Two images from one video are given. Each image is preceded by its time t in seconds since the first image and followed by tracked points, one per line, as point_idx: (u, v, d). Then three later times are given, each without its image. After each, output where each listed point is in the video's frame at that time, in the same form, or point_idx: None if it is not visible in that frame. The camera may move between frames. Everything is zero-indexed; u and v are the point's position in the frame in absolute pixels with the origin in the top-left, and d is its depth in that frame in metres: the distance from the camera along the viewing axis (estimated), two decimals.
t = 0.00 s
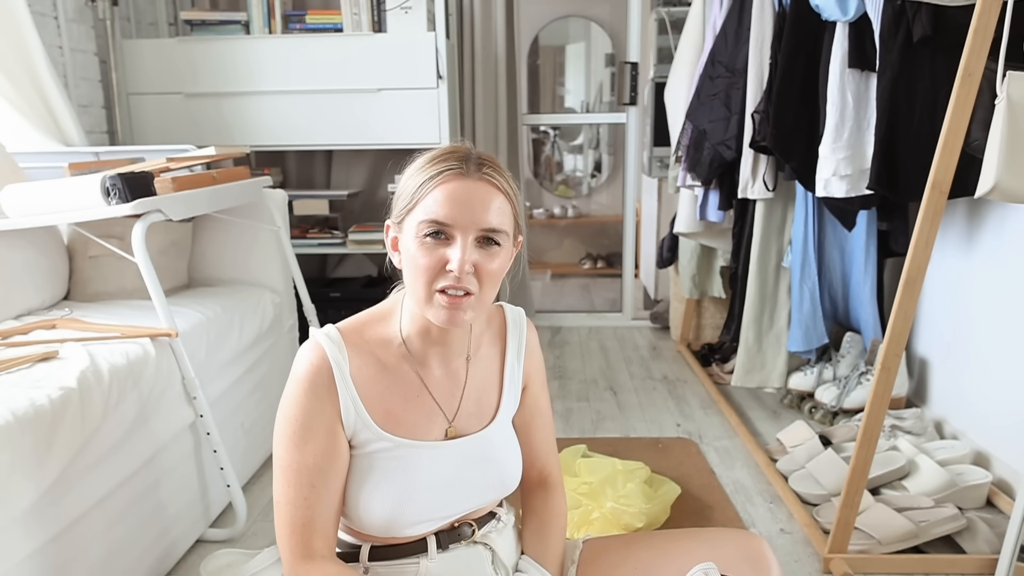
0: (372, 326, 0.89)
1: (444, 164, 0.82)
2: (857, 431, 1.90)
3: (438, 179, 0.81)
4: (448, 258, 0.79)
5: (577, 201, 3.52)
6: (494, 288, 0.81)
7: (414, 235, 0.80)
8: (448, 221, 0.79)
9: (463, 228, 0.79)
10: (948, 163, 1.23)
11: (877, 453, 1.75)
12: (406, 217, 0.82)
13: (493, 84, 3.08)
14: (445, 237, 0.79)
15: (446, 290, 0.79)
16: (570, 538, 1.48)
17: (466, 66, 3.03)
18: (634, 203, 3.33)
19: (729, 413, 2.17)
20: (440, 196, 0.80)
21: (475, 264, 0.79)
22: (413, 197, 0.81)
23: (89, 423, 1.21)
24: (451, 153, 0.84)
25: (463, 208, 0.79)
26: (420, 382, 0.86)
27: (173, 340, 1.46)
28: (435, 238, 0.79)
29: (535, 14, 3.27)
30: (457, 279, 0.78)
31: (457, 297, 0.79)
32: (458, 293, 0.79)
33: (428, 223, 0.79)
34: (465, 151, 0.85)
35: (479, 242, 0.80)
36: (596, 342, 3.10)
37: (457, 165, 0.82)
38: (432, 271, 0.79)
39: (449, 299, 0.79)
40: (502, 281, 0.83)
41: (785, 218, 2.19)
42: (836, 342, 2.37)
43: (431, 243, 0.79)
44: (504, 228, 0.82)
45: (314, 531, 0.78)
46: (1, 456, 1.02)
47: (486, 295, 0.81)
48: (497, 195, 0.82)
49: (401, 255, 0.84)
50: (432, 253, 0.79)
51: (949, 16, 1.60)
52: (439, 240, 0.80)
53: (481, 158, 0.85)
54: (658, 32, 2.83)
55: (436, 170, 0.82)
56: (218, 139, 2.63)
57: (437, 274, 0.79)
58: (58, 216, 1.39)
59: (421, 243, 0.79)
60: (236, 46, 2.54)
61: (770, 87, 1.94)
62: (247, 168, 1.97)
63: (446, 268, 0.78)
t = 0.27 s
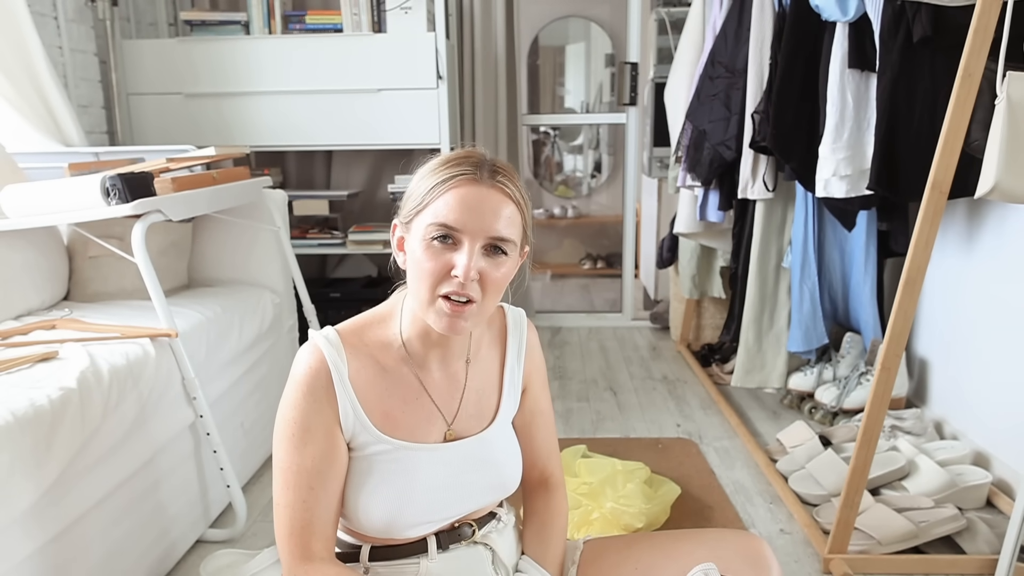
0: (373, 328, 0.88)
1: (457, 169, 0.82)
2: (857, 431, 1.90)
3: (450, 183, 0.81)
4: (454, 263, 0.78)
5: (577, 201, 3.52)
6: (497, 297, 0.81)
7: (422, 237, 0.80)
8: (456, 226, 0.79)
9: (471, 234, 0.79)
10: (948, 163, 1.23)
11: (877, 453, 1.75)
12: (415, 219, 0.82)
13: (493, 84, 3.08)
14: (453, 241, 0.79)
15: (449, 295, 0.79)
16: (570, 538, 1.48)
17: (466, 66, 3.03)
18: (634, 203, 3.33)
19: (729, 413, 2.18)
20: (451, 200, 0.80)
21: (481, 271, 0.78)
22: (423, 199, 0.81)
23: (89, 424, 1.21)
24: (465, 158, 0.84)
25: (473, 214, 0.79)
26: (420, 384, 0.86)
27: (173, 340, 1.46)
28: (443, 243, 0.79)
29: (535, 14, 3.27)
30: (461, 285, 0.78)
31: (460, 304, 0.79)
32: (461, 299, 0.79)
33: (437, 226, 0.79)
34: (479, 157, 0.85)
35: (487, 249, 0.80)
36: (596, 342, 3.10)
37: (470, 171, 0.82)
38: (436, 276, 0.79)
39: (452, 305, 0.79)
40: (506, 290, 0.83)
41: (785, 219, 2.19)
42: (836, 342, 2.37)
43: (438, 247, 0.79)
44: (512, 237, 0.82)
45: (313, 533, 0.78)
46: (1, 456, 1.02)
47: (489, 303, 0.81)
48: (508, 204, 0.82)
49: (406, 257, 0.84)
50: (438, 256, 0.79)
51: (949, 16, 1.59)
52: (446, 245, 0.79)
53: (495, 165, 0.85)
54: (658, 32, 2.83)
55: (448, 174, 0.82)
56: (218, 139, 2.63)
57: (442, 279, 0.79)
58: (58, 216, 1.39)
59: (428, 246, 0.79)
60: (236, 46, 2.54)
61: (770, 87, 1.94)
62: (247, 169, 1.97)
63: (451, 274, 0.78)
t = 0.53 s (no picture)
0: (373, 328, 0.88)
1: (459, 170, 0.82)
2: (857, 431, 1.91)
3: (453, 185, 0.80)
4: (456, 266, 0.79)
5: (577, 201, 3.52)
6: (498, 299, 0.81)
7: (423, 239, 0.80)
8: (459, 228, 0.79)
9: (473, 237, 0.79)
10: (948, 163, 1.23)
11: (877, 453, 1.75)
12: (416, 220, 0.82)
13: (493, 85, 3.08)
14: (455, 244, 0.79)
15: (451, 298, 0.79)
16: (571, 538, 1.48)
17: (466, 66, 3.03)
18: (634, 203, 3.33)
19: (729, 413, 2.18)
20: (453, 203, 0.79)
21: (483, 274, 0.79)
22: (424, 200, 0.81)
23: (89, 424, 1.21)
24: (468, 158, 0.84)
25: (475, 217, 0.79)
26: (420, 384, 0.86)
27: (173, 340, 1.46)
28: (445, 245, 0.79)
29: (535, 14, 3.27)
30: (463, 288, 0.78)
31: (462, 306, 0.79)
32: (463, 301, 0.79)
33: (439, 229, 0.79)
34: (481, 158, 0.84)
35: (489, 251, 0.80)
36: (596, 343, 3.10)
37: (472, 172, 0.82)
38: (438, 278, 0.79)
39: (454, 307, 0.79)
40: (507, 291, 0.83)
41: (785, 219, 2.19)
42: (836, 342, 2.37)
43: (439, 249, 0.79)
44: (514, 239, 0.82)
45: (314, 533, 0.78)
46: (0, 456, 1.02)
47: (490, 306, 0.81)
48: (509, 205, 0.82)
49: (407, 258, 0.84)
50: (439, 259, 0.79)
51: (949, 16, 1.59)
52: (448, 246, 0.79)
53: (497, 166, 0.85)
54: (658, 32, 2.83)
55: (451, 175, 0.81)
56: (218, 139, 2.62)
57: (444, 281, 0.79)
58: (58, 216, 1.39)
59: (429, 248, 0.79)
60: (236, 47, 2.54)
61: (770, 87, 1.94)
62: (247, 169, 1.96)
63: (453, 276, 0.78)
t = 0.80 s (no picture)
0: (374, 329, 0.88)
1: (469, 181, 0.80)
2: (857, 431, 1.91)
3: (463, 197, 0.79)
4: (472, 279, 0.78)
5: (577, 201, 3.52)
6: (510, 306, 0.82)
7: (435, 252, 0.78)
8: (472, 241, 0.78)
9: (488, 249, 0.79)
10: (948, 163, 1.23)
11: (877, 454, 1.75)
12: (425, 232, 0.80)
13: (493, 85, 3.08)
14: (470, 257, 0.79)
15: (466, 310, 0.79)
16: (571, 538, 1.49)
17: (466, 66, 3.03)
18: (635, 203, 3.33)
19: (729, 413, 2.18)
20: (469, 216, 0.78)
21: (499, 286, 0.79)
22: (433, 212, 0.80)
23: (89, 424, 1.21)
24: (475, 168, 0.82)
25: (491, 229, 0.78)
26: (420, 386, 0.87)
27: (173, 341, 1.46)
28: (461, 257, 0.79)
29: (535, 14, 3.27)
30: (480, 300, 0.78)
31: (477, 315, 0.79)
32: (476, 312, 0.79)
33: (451, 241, 0.78)
34: (486, 165, 0.83)
35: (501, 261, 0.80)
36: (596, 343, 3.10)
37: (482, 182, 0.80)
38: (452, 289, 0.78)
39: (469, 317, 0.79)
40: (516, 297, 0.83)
41: (785, 219, 2.19)
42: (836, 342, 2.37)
43: (453, 261, 0.78)
44: (524, 246, 0.82)
45: (293, 516, 0.80)
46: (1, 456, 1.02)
47: (501, 314, 0.81)
48: (519, 213, 0.81)
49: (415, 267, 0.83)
50: (453, 271, 0.78)
51: (949, 16, 1.59)
52: (461, 258, 0.79)
53: (503, 172, 0.83)
54: (658, 32, 2.83)
55: (464, 186, 0.80)
56: (218, 139, 2.62)
57: (459, 292, 0.79)
58: (58, 216, 1.39)
59: (442, 260, 0.78)
60: (236, 47, 2.54)
61: (770, 87, 1.94)
62: (247, 169, 1.96)
63: (468, 288, 0.78)
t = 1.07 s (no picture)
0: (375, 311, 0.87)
1: (417, 156, 0.78)
2: (857, 431, 1.91)
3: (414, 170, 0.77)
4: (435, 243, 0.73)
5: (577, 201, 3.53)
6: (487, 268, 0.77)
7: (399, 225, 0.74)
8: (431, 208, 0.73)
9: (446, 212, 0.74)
10: (948, 163, 1.23)
11: (878, 453, 1.75)
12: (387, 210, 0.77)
13: (493, 84, 3.08)
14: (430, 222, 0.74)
15: (441, 273, 0.74)
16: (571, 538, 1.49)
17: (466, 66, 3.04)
18: (635, 203, 3.33)
19: (729, 413, 2.18)
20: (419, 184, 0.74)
21: (465, 241, 0.72)
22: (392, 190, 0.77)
23: (89, 423, 1.21)
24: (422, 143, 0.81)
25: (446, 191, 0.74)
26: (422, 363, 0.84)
27: (173, 340, 1.46)
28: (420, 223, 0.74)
29: (535, 14, 3.27)
30: (449, 262, 0.74)
31: (453, 281, 0.75)
32: (452, 275, 0.75)
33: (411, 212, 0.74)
34: (433, 139, 0.81)
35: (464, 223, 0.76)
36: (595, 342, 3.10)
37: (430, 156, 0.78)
38: (423, 259, 0.74)
39: (446, 283, 0.74)
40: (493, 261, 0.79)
41: (785, 219, 2.19)
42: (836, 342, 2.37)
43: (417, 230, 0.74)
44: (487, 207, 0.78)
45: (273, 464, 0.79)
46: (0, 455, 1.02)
47: (479, 278, 0.76)
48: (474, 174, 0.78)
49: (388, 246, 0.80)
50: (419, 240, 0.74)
51: (950, 15, 1.59)
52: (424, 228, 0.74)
53: (450, 146, 0.82)
54: (658, 32, 2.83)
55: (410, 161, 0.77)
56: (218, 138, 2.62)
57: (429, 259, 0.74)
58: (58, 216, 1.39)
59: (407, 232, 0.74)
60: (236, 46, 2.54)
61: (770, 87, 1.94)
62: (247, 169, 1.97)
63: (436, 253, 0.74)
